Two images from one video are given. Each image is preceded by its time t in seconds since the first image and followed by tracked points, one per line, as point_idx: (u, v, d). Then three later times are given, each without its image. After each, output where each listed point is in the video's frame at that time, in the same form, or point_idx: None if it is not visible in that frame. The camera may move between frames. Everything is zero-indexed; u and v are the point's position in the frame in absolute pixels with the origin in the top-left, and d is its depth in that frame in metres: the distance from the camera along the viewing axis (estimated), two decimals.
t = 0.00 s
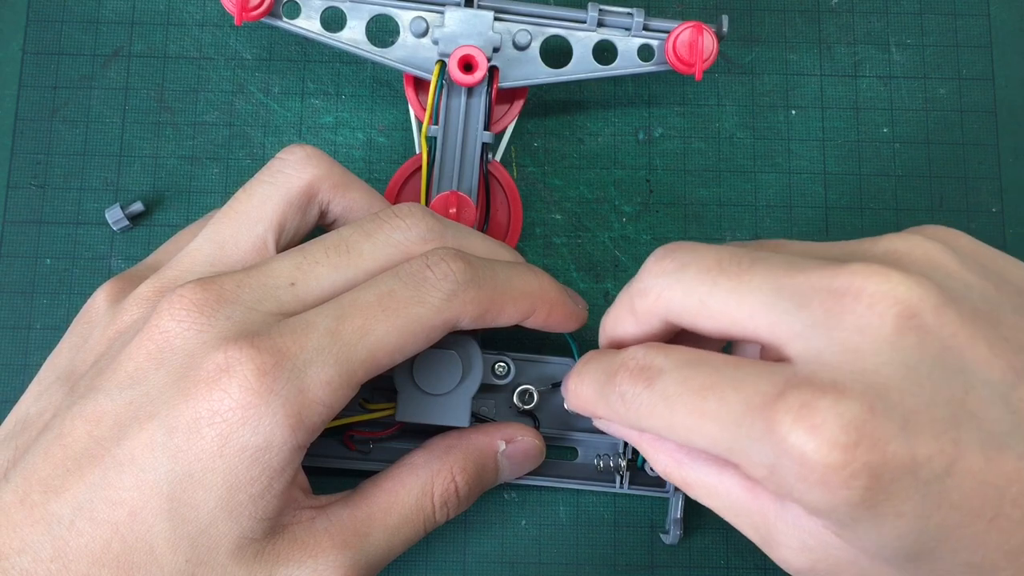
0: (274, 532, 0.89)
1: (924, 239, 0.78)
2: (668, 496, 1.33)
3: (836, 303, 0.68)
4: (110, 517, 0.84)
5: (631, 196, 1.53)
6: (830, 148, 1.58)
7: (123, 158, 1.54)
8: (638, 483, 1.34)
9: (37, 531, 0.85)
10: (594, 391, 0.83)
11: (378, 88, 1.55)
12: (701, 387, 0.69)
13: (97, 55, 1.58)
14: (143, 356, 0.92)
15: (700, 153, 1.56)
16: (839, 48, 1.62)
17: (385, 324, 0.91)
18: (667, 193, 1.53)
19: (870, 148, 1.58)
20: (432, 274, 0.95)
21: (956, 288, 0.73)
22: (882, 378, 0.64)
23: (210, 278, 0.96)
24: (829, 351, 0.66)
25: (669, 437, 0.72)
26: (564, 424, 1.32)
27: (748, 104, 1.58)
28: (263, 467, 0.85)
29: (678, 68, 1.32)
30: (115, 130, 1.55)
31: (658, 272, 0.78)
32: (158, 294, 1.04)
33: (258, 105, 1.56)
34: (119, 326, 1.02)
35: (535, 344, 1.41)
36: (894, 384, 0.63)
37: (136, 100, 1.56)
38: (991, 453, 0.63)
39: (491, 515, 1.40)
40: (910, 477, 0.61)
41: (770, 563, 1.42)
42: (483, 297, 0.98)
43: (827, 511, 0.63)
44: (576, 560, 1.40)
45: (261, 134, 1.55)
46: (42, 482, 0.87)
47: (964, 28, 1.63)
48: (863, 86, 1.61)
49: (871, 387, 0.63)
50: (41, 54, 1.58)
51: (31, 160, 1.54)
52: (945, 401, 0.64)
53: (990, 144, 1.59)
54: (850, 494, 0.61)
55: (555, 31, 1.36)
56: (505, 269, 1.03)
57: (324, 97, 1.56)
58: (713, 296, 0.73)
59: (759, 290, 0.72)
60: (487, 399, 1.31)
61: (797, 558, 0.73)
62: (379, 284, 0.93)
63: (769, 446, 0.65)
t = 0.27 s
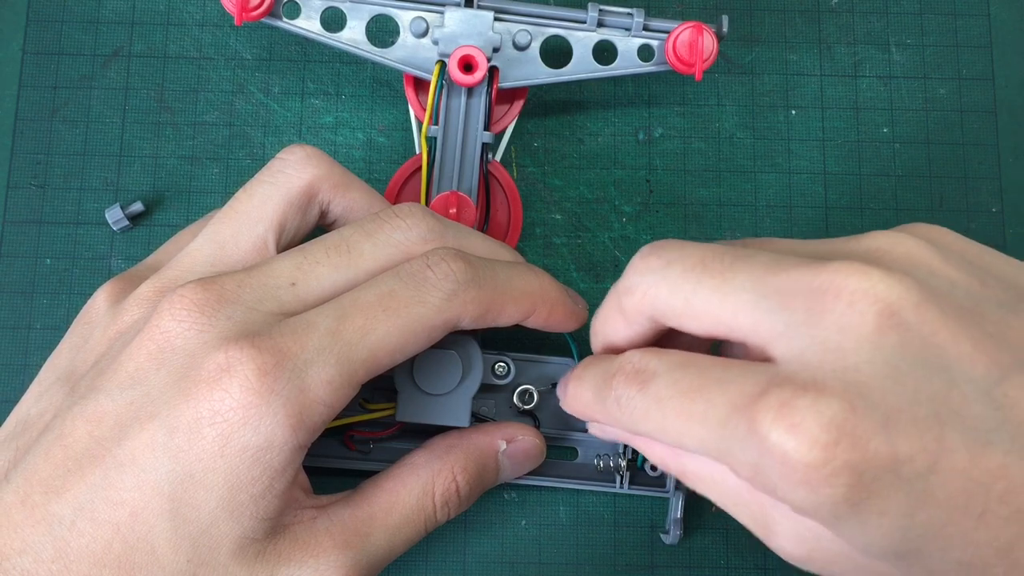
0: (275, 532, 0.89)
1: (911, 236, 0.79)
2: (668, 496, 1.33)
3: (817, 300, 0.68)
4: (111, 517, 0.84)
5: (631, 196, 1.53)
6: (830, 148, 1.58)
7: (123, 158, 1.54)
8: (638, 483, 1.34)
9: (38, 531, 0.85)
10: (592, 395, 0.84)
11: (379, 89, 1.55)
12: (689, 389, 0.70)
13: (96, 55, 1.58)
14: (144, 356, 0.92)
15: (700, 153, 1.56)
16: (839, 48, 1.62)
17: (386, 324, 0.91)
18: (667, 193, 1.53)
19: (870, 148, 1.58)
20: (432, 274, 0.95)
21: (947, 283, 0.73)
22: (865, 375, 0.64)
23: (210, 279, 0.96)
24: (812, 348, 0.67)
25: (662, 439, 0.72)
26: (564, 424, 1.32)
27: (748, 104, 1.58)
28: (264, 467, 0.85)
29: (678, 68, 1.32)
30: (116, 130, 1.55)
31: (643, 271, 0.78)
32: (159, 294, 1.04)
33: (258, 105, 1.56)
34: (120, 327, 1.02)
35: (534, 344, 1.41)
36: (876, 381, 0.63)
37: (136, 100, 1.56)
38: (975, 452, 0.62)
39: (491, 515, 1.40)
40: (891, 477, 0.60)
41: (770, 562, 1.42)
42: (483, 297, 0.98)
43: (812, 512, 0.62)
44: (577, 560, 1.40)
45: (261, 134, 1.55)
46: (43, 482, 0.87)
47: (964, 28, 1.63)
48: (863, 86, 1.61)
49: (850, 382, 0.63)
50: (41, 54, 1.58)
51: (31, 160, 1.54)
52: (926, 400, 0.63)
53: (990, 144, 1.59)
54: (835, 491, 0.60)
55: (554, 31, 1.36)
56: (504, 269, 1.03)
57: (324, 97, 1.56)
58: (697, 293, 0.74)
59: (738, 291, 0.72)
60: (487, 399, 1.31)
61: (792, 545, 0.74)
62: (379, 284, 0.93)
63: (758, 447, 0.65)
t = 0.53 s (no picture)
0: (275, 531, 0.89)
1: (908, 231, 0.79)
2: (668, 495, 1.33)
3: (816, 289, 0.68)
4: (110, 516, 0.84)
5: (631, 196, 1.53)
6: (830, 148, 1.58)
7: (123, 158, 1.54)
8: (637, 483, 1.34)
9: (37, 532, 0.85)
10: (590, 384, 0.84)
11: (378, 88, 1.55)
12: (693, 370, 0.70)
13: (96, 55, 1.58)
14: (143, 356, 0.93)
15: (700, 153, 1.56)
16: (839, 48, 1.62)
17: (387, 323, 0.91)
18: (667, 193, 1.53)
19: (870, 148, 1.58)
20: (432, 273, 0.95)
21: (943, 282, 0.72)
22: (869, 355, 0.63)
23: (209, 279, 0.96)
24: (818, 335, 0.66)
25: (663, 425, 0.72)
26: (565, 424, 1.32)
27: (748, 104, 1.58)
28: (263, 466, 0.85)
29: (678, 68, 1.32)
30: (115, 130, 1.55)
31: (643, 262, 0.78)
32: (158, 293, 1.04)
33: (258, 105, 1.56)
34: (119, 327, 1.02)
35: (534, 344, 1.42)
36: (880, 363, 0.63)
37: (136, 100, 1.56)
38: (979, 430, 0.62)
39: (492, 515, 1.40)
40: (899, 454, 0.60)
41: (770, 563, 1.42)
42: (482, 297, 0.99)
43: (816, 492, 0.62)
44: (576, 560, 1.40)
45: (261, 134, 1.55)
46: (42, 482, 0.87)
47: (964, 28, 1.63)
48: (863, 86, 1.61)
49: (856, 364, 0.63)
50: (41, 54, 1.58)
51: (31, 160, 1.54)
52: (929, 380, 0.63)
53: (990, 144, 1.59)
54: (840, 468, 0.60)
55: (554, 31, 1.36)
56: (504, 269, 1.03)
57: (324, 97, 1.56)
58: (698, 282, 0.74)
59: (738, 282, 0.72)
60: (487, 399, 1.31)
61: (793, 540, 0.74)
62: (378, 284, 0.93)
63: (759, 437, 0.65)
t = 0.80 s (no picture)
0: (275, 531, 0.89)
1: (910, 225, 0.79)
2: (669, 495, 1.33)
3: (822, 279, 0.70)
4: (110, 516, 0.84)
5: (631, 196, 1.53)
6: (830, 148, 1.58)
7: (123, 158, 1.54)
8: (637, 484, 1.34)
9: (36, 532, 0.85)
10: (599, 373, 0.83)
11: (378, 89, 1.55)
12: (712, 341, 0.70)
13: (96, 55, 1.58)
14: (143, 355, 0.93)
15: (700, 153, 1.56)
16: (839, 48, 1.62)
17: (387, 322, 0.91)
18: (667, 193, 1.53)
19: (870, 148, 1.58)
20: (432, 273, 0.95)
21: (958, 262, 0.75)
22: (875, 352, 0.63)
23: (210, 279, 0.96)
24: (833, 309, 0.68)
25: (677, 399, 0.71)
26: (565, 424, 1.32)
27: (748, 104, 1.58)
28: (263, 466, 0.85)
29: (677, 68, 1.32)
30: (115, 130, 1.55)
31: (660, 249, 0.80)
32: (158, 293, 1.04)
33: (258, 105, 1.56)
34: (119, 327, 1.02)
35: (534, 344, 1.42)
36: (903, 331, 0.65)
37: (136, 100, 1.56)
38: (994, 399, 0.65)
39: (492, 515, 1.40)
40: (919, 418, 0.62)
41: (770, 563, 1.42)
42: (482, 296, 0.99)
43: (834, 457, 0.62)
44: (576, 560, 1.40)
45: (261, 134, 1.55)
46: (42, 483, 0.87)
47: (964, 28, 1.63)
48: (863, 86, 1.61)
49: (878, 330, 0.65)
50: (41, 54, 1.58)
51: (31, 160, 1.54)
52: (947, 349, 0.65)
53: (990, 144, 1.60)
54: (860, 430, 0.61)
55: (554, 31, 1.36)
56: (504, 269, 1.03)
57: (324, 97, 1.56)
58: (716, 265, 0.76)
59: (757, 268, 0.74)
60: (487, 398, 1.31)
61: (797, 547, 0.73)
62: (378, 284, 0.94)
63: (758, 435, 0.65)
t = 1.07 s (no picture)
0: (276, 530, 0.89)
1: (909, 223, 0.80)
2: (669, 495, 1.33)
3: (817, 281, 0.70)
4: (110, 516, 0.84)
5: (631, 196, 1.53)
6: (830, 148, 1.58)
7: (123, 158, 1.54)
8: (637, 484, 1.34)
9: (37, 532, 0.85)
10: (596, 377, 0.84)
11: (378, 89, 1.55)
12: (704, 346, 0.70)
13: (96, 55, 1.58)
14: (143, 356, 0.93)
15: (700, 153, 1.56)
16: (839, 48, 1.62)
17: (387, 322, 0.91)
18: (667, 194, 1.53)
19: (870, 148, 1.58)
20: (432, 273, 0.96)
21: (953, 264, 0.75)
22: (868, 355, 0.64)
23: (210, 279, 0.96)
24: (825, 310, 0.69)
25: (671, 404, 0.72)
26: (565, 424, 1.32)
27: (748, 105, 1.58)
28: (263, 466, 0.86)
29: (677, 69, 1.33)
30: (115, 130, 1.55)
31: (657, 251, 0.80)
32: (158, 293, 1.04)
33: (258, 105, 1.56)
34: (119, 327, 1.02)
35: (534, 344, 1.42)
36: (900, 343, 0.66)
37: (136, 100, 1.56)
38: (981, 406, 0.65)
39: (492, 515, 1.40)
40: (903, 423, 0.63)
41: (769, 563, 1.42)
42: (481, 296, 0.99)
43: (820, 462, 0.64)
44: (576, 560, 1.40)
45: (261, 134, 1.55)
46: (42, 483, 0.87)
47: (964, 27, 1.63)
48: (863, 85, 1.61)
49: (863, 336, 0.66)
50: (41, 54, 1.58)
51: (31, 160, 1.54)
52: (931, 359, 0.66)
53: (990, 144, 1.60)
54: (847, 433, 0.62)
55: (554, 32, 1.36)
56: (504, 270, 1.04)
57: (324, 98, 1.56)
58: (710, 268, 0.76)
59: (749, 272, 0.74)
60: (487, 398, 1.32)
61: (784, 552, 0.73)
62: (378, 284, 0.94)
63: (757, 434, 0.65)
